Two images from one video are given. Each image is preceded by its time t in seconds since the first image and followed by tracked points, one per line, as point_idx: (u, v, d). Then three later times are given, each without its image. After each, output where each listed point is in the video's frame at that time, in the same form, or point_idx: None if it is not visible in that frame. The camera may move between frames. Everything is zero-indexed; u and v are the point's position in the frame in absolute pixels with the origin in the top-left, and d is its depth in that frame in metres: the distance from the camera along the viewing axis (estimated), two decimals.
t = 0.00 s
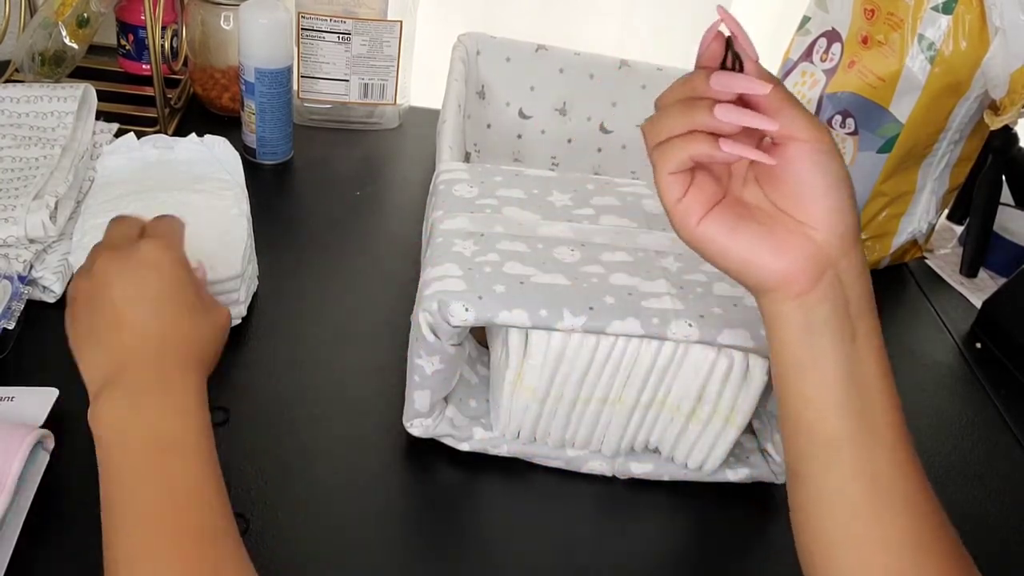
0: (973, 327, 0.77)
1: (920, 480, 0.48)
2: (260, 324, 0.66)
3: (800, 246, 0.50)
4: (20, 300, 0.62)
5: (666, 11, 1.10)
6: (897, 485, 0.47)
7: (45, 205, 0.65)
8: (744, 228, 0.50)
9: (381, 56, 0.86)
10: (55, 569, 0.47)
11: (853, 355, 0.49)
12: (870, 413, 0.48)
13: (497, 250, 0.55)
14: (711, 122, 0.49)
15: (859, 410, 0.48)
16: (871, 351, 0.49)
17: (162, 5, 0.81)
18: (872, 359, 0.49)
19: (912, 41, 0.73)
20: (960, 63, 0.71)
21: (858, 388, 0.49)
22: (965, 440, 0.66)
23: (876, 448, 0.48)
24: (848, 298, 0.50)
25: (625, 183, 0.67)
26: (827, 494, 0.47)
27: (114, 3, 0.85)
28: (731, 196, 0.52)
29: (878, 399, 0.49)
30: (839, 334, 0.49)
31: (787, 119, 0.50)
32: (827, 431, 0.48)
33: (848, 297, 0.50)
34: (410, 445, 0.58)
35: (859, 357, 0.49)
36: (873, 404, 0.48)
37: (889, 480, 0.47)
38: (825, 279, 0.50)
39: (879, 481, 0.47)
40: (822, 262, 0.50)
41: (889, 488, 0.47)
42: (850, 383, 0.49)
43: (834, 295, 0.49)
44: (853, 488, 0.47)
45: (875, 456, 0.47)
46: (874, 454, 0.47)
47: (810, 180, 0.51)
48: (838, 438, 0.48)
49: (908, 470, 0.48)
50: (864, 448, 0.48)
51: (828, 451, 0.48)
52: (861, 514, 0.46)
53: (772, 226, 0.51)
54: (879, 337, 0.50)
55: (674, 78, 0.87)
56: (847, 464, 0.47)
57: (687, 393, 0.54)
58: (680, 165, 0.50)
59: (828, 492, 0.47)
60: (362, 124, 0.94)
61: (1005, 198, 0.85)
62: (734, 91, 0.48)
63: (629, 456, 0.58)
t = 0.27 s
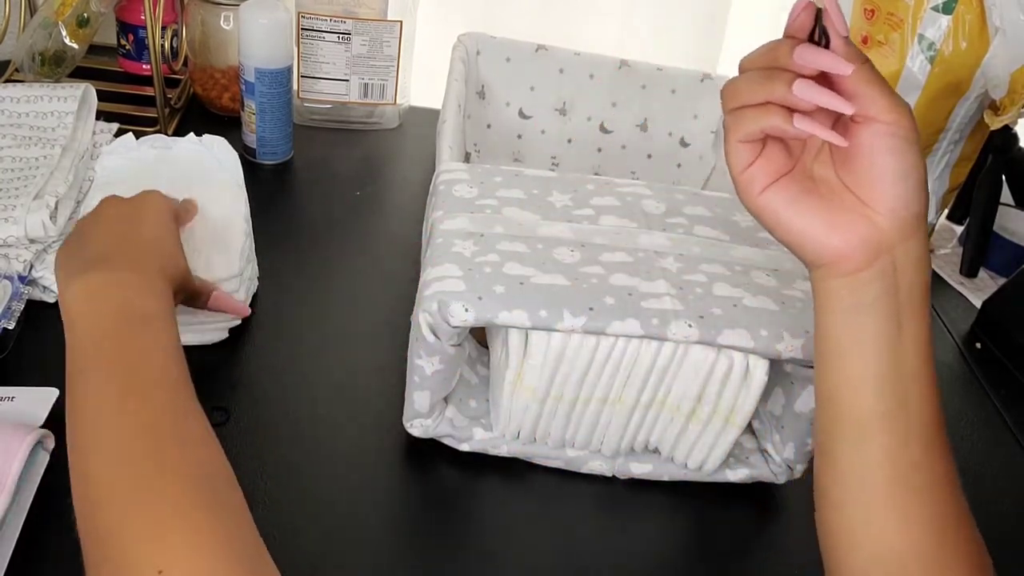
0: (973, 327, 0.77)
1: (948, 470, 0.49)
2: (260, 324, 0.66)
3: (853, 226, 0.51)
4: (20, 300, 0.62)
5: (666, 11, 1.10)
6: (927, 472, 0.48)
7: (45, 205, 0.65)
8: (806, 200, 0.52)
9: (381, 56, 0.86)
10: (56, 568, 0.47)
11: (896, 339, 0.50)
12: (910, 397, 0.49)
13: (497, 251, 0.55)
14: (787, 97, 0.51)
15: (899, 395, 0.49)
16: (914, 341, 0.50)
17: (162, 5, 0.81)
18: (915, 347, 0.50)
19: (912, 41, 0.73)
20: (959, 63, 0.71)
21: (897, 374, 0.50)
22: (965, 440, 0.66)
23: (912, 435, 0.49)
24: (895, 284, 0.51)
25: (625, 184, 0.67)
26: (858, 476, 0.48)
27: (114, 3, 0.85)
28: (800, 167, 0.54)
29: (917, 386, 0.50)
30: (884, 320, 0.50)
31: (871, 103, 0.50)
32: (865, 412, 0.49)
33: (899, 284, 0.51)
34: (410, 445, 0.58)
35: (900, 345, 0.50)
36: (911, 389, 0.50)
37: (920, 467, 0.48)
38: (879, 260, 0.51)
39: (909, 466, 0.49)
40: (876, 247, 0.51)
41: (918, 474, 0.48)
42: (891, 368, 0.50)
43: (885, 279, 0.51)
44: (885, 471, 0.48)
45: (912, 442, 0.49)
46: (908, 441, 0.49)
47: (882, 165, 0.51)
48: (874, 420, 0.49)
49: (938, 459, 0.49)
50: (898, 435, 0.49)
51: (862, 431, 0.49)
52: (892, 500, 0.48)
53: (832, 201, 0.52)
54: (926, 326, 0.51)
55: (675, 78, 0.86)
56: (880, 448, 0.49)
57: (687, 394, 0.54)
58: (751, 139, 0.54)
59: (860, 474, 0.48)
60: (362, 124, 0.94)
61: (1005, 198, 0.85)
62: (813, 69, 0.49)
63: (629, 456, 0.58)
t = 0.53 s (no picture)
0: (973, 327, 0.77)
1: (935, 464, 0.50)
2: (260, 324, 0.66)
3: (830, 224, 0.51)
4: (20, 300, 0.62)
5: (666, 10, 1.10)
6: (917, 466, 0.49)
7: (45, 206, 0.65)
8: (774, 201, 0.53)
9: (381, 56, 0.86)
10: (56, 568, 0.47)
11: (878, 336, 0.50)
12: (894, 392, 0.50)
13: (497, 251, 0.55)
14: (749, 102, 0.51)
15: (884, 391, 0.50)
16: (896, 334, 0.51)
17: (162, 5, 0.81)
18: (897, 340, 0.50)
19: (912, 41, 0.73)
20: (959, 63, 0.71)
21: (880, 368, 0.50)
22: (965, 440, 0.66)
23: (897, 430, 0.49)
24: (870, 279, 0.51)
25: (625, 184, 0.67)
26: (846, 472, 0.49)
27: (115, 3, 0.85)
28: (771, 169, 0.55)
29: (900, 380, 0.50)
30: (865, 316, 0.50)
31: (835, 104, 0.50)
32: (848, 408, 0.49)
33: (875, 277, 0.51)
34: (410, 445, 0.58)
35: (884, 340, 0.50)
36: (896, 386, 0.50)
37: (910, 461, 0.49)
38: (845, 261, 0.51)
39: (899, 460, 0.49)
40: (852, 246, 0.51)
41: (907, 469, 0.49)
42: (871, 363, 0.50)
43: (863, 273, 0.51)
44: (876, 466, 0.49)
45: (897, 436, 0.49)
46: (895, 437, 0.49)
47: (852, 165, 0.51)
48: (860, 416, 0.49)
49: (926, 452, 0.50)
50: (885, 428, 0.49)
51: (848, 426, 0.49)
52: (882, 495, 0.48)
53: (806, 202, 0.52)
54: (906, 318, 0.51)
55: (675, 78, 0.86)
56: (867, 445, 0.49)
57: (687, 394, 0.54)
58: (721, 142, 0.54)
59: (849, 470, 0.49)
60: (362, 124, 0.94)
61: (1005, 198, 0.85)
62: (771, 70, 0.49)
63: (629, 456, 0.58)
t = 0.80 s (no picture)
0: (973, 327, 0.77)
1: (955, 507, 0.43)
2: (260, 325, 0.66)
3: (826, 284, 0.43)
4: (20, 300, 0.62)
5: (666, 10, 1.10)
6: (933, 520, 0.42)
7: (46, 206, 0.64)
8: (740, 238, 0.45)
9: (381, 56, 0.86)
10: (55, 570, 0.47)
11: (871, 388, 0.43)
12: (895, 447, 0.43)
13: (497, 250, 0.55)
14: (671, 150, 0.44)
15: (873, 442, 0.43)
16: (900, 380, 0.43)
17: (162, 5, 0.81)
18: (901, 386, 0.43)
19: (912, 41, 0.73)
20: (959, 64, 0.71)
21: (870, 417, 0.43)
22: (965, 440, 0.66)
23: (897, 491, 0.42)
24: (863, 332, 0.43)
25: (625, 184, 0.67)
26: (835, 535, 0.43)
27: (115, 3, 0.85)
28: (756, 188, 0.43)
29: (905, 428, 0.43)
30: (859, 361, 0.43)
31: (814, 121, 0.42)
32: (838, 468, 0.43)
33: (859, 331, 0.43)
34: (410, 445, 0.58)
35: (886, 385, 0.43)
36: (894, 438, 0.43)
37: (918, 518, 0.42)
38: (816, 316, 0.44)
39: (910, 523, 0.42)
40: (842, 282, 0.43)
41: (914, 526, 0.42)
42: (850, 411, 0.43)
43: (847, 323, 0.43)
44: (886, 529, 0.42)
45: (900, 491, 0.42)
46: (901, 494, 0.42)
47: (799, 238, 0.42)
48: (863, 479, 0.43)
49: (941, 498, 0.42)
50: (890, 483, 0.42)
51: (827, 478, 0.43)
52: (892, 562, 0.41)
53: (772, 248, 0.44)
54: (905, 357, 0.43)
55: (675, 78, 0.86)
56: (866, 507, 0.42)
57: (687, 393, 0.54)
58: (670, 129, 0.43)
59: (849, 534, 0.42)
60: (362, 124, 0.94)
61: (1005, 198, 0.85)
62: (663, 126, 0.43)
63: (629, 456, 0.58)
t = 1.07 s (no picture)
0: (973, 328, 0.77)
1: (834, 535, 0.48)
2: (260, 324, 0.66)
3: None
4: (20, 300, 0.62)
5: (666, 10, 1.10)
6: None
7: (45, 205, 0.64)
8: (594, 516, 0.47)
9: (380, 55, 0.86)
10: (52, 570, 0.47)
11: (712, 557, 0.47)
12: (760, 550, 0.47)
13: (497, 249, 0.55)
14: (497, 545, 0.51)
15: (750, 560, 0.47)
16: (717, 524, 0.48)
17: (162, 5, 0.81)
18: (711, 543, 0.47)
19: (912, 41, 0.74)
20: (959, 63, 0.71)
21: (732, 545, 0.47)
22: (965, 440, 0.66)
23: None
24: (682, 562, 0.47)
25: (625, 183, 0.67)
26: None
27: (115, 3, 0.85)
28: (635, 567, 0.47)
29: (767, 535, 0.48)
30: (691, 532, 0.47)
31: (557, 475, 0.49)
32: None
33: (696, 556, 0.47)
34: (410, 445, 0.57)
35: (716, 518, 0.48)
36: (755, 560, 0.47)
37: None
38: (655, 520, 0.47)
39: None
40: None
41: None
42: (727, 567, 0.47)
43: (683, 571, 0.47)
44: None
45: None
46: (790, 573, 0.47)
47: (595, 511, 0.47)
48: None
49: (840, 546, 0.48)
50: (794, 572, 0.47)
51: None
52: None
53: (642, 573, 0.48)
54: (703, 509, 0.48)
55: (675, 78, 0.86)
56: None
57: (687, 393, 0.54)
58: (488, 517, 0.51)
59: None
60: (362, 124, 0.94)
61: (1005, 198, 0.85)
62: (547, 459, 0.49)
63: (630, 455, 0.58)
